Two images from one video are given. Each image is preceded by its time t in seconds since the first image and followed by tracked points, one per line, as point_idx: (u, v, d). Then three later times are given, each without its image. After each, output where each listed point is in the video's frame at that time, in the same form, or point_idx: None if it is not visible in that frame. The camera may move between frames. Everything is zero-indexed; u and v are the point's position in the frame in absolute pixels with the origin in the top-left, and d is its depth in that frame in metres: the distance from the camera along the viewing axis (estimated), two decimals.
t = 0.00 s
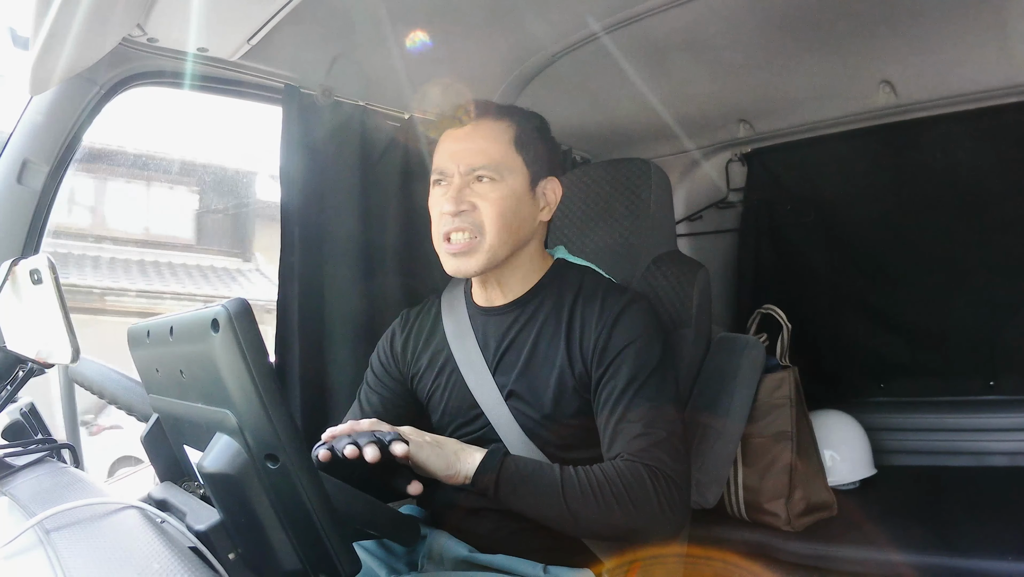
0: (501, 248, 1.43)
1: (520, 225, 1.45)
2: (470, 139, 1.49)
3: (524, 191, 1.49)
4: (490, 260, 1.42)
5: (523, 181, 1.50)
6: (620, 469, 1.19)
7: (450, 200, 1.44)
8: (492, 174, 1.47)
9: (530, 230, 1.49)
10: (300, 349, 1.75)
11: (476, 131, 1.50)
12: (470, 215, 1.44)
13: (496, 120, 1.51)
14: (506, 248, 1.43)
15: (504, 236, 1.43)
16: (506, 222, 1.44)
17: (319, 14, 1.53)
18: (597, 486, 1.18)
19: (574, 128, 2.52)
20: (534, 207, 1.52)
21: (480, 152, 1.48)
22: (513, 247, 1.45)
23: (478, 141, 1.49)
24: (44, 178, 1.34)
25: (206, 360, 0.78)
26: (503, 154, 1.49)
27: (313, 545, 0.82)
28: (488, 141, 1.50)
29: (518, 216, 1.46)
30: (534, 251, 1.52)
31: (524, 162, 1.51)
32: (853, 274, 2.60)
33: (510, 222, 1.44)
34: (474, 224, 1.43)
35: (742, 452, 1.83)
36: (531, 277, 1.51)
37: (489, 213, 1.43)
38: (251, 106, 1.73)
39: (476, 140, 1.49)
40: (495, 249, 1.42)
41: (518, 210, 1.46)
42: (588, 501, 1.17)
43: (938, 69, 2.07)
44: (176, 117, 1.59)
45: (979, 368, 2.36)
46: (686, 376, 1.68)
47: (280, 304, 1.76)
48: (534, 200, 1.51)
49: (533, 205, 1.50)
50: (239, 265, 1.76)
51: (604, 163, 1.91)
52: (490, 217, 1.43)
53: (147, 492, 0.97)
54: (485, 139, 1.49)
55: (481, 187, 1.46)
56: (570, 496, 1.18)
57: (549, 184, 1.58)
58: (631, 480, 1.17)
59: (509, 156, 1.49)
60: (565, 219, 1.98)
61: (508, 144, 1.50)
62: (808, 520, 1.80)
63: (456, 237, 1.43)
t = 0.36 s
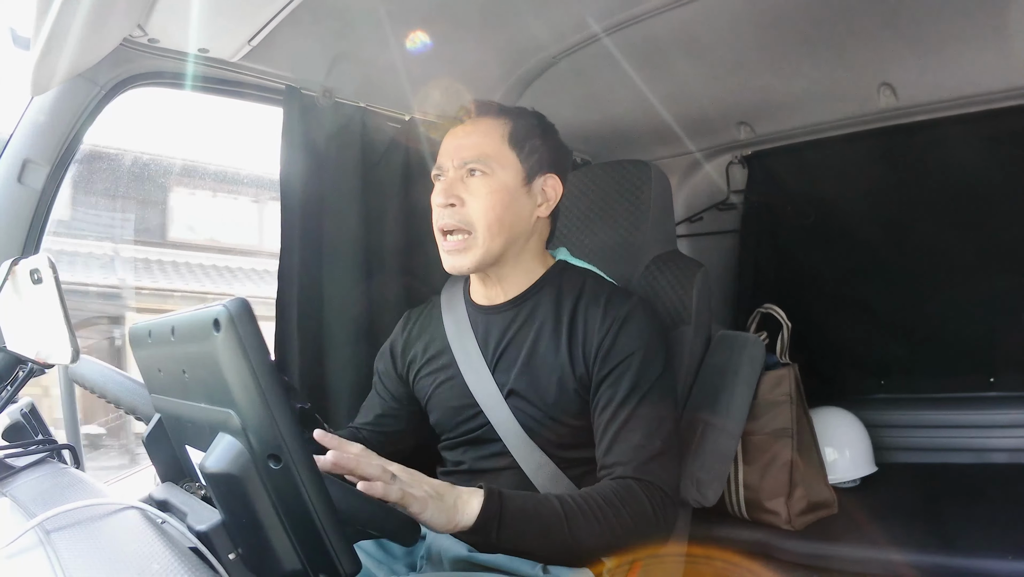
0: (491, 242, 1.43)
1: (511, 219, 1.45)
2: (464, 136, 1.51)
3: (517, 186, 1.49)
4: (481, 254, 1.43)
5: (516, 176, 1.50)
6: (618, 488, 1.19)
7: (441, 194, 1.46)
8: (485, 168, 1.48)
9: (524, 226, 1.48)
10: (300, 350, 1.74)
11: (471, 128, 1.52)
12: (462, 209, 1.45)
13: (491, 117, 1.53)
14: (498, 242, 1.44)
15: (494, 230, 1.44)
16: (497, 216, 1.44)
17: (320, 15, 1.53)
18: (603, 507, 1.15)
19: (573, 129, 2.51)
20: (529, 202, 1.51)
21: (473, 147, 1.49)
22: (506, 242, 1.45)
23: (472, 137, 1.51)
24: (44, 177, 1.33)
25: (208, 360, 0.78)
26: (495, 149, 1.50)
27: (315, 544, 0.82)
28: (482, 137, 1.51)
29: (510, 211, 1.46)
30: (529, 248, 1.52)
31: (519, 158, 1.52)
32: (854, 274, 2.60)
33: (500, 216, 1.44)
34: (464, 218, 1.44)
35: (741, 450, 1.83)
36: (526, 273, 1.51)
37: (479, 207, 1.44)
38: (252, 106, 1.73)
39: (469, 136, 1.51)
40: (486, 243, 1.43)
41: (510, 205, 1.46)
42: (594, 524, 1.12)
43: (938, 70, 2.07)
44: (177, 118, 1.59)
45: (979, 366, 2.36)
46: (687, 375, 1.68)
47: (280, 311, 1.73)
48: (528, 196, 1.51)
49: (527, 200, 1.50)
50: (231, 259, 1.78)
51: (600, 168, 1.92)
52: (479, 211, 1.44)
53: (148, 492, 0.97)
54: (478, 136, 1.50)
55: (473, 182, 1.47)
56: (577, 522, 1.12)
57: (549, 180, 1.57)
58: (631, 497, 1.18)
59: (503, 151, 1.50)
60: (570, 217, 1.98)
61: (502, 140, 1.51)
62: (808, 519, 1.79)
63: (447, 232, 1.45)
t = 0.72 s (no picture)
0: (495, 237, 1.46)
1: (515, 217, 1.48)
2: (473, 141, 1.57)
3: (521, 186, 1.52)
4: (484, 249, 1.46)
5: (521, 176, 1.53)
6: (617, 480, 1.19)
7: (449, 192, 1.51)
8: (491, 169, 1.52)
9: (528, 224, 1.51)
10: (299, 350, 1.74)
11: (478, 133, 1.58)
12: (467, 207, 1.48)
13: (500, 122, 1.58)
14: (500, 240, 1.46)
15: (498, 226, 1.47)
16: (501, 212, 1.47)
17: (320, 15, 1.53)
18: (599, 501, 1.16)
19: (573, 129, 2.51)
20: (533, 203, 1.53)
21: (481, 149, 1.54)
22: (509, 240, 1.47)
23: (481, 141, 1.57)
24: (45, 178, 1.34)
25: (206, 360, 0.78)
26: (501, 151, 1.54)
27: (314, 544, 0.82)
28: (490, 141, 1.57)
29: (515, 209, 1.49)
30: (534, 248, 1.54)
31: (523, 160, 1.55)
32: (854, 274, 2.60)
33: (505, 213, 1.48)
34: (470, 214, 1.48)
35: (742, 452, 1.84)
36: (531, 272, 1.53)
37: (484, 203, 1.47)
38: (252, 106, 1.74)
39: (478, 140, 1.56)
40: (488, 240, 1.46)
41: (515, 203, 1.49)
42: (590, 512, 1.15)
43: (938, 69, 2.07)
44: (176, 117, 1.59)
45: (979, 368, 2.36)
46: (687, 376, 1.68)
47: (280, 311, 1.72)
48: (533, 196, 1.53)
49: (532, 200, 1.53)
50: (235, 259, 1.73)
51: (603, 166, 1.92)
52: (485, 208, 1.47)
53: (147, 492, 0.97)
54: (486, 139, 1.56)
55: (479, 181, 1.51)
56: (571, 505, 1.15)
57: (556, 183, 1.59)
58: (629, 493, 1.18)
59: (508, 153, 1.54)
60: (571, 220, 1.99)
61: (508, 143, 1.55)
62: (808, 521, 1.80)
63: (454, 228, 1.49)
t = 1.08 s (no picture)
0: (540, 238, 1.63)
1: (561, 224, 1.65)
2: (531, 152, 1.75)
3: (569, 197, 1.68)
4: (529, 248, 1.63)
5: (570, 188, 1.70)
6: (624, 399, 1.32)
7: (505, 196, 1.69)
8: (544, 179, 1.69)
9: (571, 231, 1.67)
10: (299, 350, 1.73)
11: (541, 143, 1.76)
12: (519, 210, 1.66)
13: (558, 139, 1.76)
14: (543, 242, 1.63)
15: (544, 229, 1.63)
16: (548, 218, 1.64)
17: (319, 14, 1.53)
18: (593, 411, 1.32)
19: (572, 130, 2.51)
20: (578, 213, 1.69)
21: (536, 160, 1.72)
22: (551, 243, 1.64)
23: (541, 152, 1.74)
24: (44, 178, 1.34)
25: (205, 361, 0.78)
26: (555, 163, 1.71)
27: (312, 544, 0.82)
28: (546, 154, 1.74)
29: (561, 217, 1.65)
30: (574, 253, 1.69)
31: (573, 173, 1.71)
32: (853, 274, 2.59)
33: (551, 219, 1.64)
34: (521, 216, 1.65)
35: (742, 453, 1.84)
36: (569, 274, 1.68)
37: (535, 208, 1.64)
38: (251, 106, 1.73)
39: (535, 152, 1.74)
40: (534, 241, 1.63)
41: (562, 211, 1.66)
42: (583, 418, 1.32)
43: (937, 69, 2.07)
44: (174, 117, 1.59)
45: (979, 369, 2.35)
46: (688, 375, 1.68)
47: (280, 311, 1.72)
48: (579, 207, 1.69)
49: (577, 210, 1.68)
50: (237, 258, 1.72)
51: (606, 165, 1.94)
52: (533, 211, 1.64)
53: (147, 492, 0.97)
54: (545, 151, 1.73)
55: (531, 188, 1.68)
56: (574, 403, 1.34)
57: (601, 199, 1.73)
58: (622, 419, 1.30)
59: (561, 165, 1.72)
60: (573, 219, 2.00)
61: (563, 157, 1.73)
62: (808, 521, 1.80)
63: (506, 227, 1.67)
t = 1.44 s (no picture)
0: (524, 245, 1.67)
1: (545, 230, 1.68)
2: (520, 163, 1.80)
3: (552, 204, 1.71)
4: (515, 254, 1.67)
5: (554, 195, 1.73)
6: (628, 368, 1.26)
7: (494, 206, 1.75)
8: (528, 189, 1.72)
9: (555, 237, 1.70)
10: (300, 349, 1.73)
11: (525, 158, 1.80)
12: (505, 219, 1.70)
13: (544, 148, 1.80)
14: (528, 247, 1.67)
15: (528, 235, 1.67)
16: (532, 225, 1.68)
17: (319, 14, 1.53)
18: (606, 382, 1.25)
19: (573, 131, 2.51)
20: (562, 219, 1.72)
21: (524, 171, 1.76)
22: (536, 249, 1.68)
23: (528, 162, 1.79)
24: (45, 177, 1.34)
25: (206, 360, 0.78)
26: (541, 172, 1.75)
27: (313, 544, 0.82)
28: (534, 163, 1.78)
29: (544, 224, 1.69)
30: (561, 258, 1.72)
31: (558, 181, 1.74)
32: (853, 274, 2.59)
33: (535, 225, 1.68)
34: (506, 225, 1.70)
35: (741, 453, 1.86)
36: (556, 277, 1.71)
37: (518, 216, 1.68)
38: (251, 106, 1.73)
39: (524, 163, 1.79)
40: (519, 247, 1.67)
41: (545, 218, 1.69)
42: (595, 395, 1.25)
43: (937, 70, 2.07)
44: (176, 117, 1.59)
45: (979, 368, 2.36)
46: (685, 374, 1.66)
47: (280, 311, 1.72)
48: (562, 214, 1.72)
49: (560, 216, 1.71)
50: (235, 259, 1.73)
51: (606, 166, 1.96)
52: (518, 220, 1.68)
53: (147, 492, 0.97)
54: (532, 161, 1.78)
55: (516, 198, 1.72)
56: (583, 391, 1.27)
57: (585, 205, 1.75)
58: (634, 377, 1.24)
59: (545, 174, 1.75)
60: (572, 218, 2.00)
61: (546, 166, 1.76)
62: (808, 521, 1.80)
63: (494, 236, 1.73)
